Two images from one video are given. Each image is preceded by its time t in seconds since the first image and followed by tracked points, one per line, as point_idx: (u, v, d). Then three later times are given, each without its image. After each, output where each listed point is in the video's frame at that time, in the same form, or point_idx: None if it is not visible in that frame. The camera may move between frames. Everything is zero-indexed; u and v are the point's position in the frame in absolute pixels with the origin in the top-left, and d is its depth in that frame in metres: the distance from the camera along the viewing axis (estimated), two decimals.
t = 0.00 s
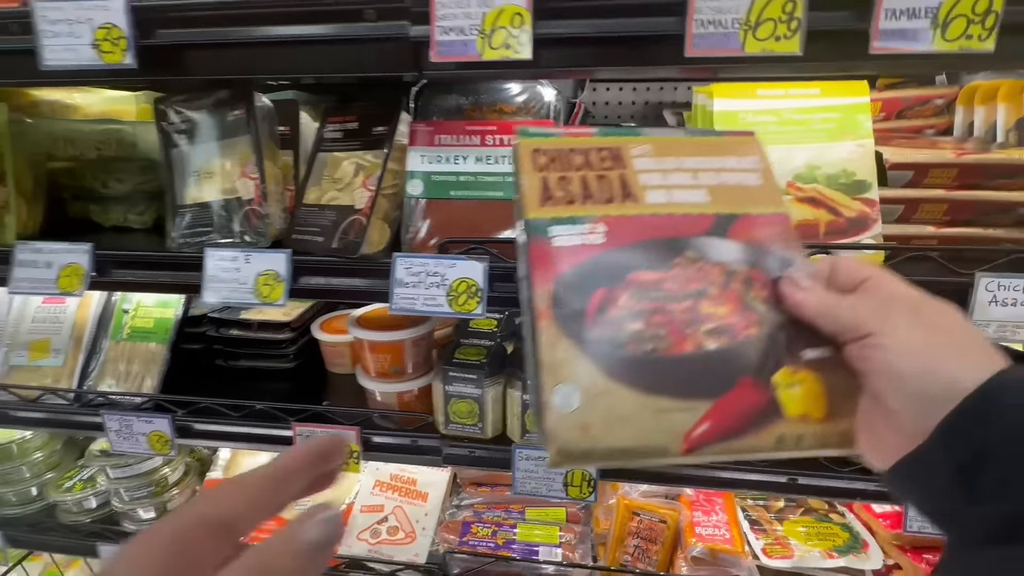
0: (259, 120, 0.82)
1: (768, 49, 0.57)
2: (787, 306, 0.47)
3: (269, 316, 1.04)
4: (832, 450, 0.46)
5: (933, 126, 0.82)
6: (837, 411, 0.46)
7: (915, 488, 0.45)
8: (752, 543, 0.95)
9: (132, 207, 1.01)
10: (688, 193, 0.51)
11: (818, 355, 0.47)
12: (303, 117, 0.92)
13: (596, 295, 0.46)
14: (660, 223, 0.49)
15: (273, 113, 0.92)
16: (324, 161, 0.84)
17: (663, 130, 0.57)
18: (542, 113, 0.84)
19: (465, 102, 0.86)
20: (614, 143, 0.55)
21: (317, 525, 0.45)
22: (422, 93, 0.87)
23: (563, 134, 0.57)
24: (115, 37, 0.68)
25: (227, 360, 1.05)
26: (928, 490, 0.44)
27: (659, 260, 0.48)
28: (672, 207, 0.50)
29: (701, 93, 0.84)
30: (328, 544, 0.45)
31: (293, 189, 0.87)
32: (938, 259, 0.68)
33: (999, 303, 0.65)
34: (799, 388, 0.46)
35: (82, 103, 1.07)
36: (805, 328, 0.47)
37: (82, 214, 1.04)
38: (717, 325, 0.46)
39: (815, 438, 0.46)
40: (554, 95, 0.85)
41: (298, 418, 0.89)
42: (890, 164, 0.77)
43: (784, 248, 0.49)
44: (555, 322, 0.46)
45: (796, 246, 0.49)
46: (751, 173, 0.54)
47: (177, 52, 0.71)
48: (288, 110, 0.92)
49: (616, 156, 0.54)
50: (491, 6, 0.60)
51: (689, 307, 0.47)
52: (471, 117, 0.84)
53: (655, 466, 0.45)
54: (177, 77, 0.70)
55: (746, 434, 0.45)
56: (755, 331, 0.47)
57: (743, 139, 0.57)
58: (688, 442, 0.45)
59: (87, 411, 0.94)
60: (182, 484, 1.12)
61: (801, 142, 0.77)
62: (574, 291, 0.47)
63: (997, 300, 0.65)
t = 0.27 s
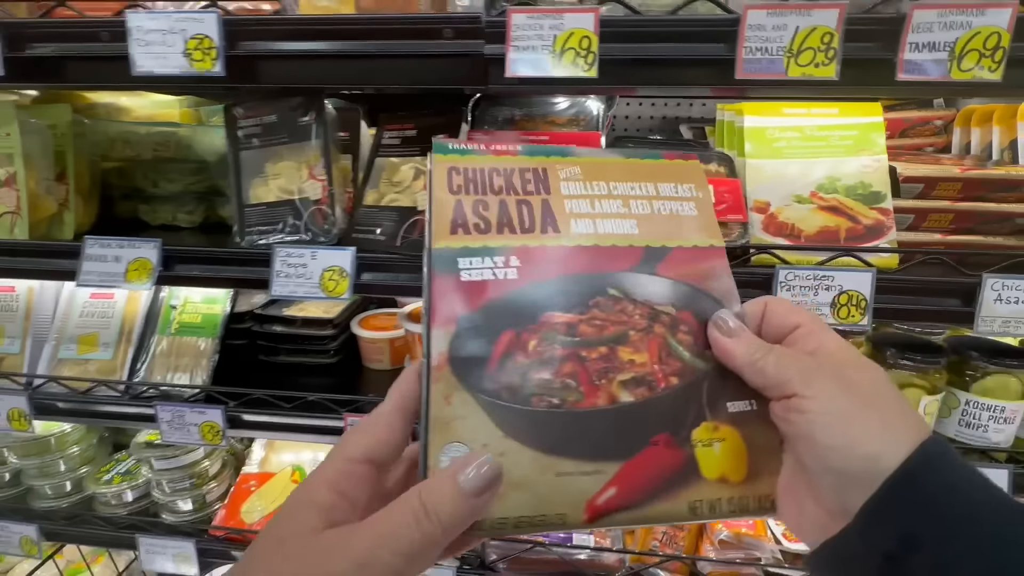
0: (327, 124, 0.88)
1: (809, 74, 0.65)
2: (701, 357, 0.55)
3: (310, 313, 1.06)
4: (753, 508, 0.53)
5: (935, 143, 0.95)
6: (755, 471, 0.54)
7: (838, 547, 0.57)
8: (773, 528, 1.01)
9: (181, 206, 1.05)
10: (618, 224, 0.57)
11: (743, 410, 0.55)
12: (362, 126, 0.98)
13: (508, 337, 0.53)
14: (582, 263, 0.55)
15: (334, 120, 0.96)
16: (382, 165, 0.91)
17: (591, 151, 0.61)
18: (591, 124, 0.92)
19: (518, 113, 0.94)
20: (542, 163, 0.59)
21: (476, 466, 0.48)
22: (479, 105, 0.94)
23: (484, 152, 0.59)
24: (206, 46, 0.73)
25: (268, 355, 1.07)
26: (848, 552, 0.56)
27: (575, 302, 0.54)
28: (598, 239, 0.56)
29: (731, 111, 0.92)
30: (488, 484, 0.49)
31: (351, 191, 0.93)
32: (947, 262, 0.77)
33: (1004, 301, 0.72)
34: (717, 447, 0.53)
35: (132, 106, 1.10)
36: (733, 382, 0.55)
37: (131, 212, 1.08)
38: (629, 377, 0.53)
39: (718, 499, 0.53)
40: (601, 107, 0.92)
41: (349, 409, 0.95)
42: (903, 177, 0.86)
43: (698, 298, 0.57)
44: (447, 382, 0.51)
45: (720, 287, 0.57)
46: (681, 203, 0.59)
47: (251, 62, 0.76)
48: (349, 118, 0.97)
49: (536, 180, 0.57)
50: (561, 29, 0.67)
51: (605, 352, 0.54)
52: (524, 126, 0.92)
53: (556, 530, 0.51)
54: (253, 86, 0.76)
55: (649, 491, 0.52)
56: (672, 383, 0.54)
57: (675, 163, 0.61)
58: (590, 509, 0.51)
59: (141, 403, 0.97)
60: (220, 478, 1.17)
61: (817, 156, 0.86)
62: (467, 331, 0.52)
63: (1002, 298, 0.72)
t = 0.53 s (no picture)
0: (356, 136, 0.92)
1: (810, 103, 0.71)
2: (671, 372, 0.54)
3: (325, 317, 1.08)
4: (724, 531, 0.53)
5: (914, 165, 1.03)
6: (727, 494, 0.54)
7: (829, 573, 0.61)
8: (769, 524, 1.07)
9: (199, 212, 1.07)
10: (583, 233, 0.54)
11: (715, 428, 0.54)
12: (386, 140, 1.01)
13: (456, 368, 0.52)
14: (537, 283, 0.53)
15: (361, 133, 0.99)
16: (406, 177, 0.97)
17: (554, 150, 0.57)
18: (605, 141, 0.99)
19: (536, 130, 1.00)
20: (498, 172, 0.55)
21: (440, 485, 0.50)
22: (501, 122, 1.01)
23: (435, 165, 0.55)
24: (249, 62, 0.78)
25: (283, 360, 1.08)
26: None
27: (531, 327, 0.53)
28: (559, 252, 0.54)
29: (731, 132, 0.99)
30: (453, 501, 0.50)
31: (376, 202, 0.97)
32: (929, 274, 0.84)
33: (980, 309, 0.79)
34: (685, 471, 0.53)
35: (152, 114, 1.13)
36: (703, 401, 0.55)
37: (150, 216, 1.09)
38: (589, 402, 0.53)
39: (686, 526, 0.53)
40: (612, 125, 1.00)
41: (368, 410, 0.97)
42: (888, 198, 0.94)
43: (665, 307, 0.55)
44: (396, 425, 0.51)
45: (690, 295, 0.55)
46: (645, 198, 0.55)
47: (286, 75, 0.79)
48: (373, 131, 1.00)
49: (493, 191, 0.55)
50: (585, 55, 0.72)
51: (564, 378, 0.53)
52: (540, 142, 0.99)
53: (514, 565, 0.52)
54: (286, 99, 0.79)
55: (614, 519, 0.52)
56: (636, 404, 0.53)
57: (648, 153, 0.57)
58: (550, 541, 0.51)
59: (159, 405, 0.99)
60: (230, 481, 1.18)
61: (810, 176, 0.94)
62: (419, 364, 0.52)
63: (979, 306, 0.80)
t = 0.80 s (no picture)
0: (367, 147, 0.97)
1: (794, 123, 0.77)
2: (698, 468, 0.52)
3: (329, 321, 1.12)
4: None
5: (889, 181, 1.11)
6: None
7: None
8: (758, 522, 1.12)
9: (207, 217, 1.09)
10: (623, 301, 0.55)
11: (737, 533, 0.51)
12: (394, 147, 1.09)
13: (482, 428, 0.52)
14: (567, 353, 0.53)
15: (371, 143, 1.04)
16: (412, 186, 1.02)
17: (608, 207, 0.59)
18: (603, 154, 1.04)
19: (538, 143, 1.06)
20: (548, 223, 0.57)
21: (445, 547, 0.48)
22: (505, 134, 1.06)
23: (484, 209, 0.58)
24: (267, 74, 0.81)
25: (286, 361, 1.11)
26: None
27: (561, 400, 0.53)
28: (598, 318, 0.55)
29: (720, 147, 1.05)
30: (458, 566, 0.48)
31: (382, 208, 1.02)
32: (904, 283, 0.90)
33: (951, 315, 0.86)
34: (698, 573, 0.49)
35: (161, 122, 1.15)
36: (727, 502, 0.52)
37: (156, 220, 1.11)
38: (609, 486, 0.51)
39: None
40: (608, 139, 1.05)
41: (373, 411, 1.00)
42: (865, 211, 1.00)
43: (702, 395, 0.54)
44: (414, 481, 0.50)
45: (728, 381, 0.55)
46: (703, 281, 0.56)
47: (301, 88, 0.82)
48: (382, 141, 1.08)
49: (540, 246, 0.56)
50: (588, 75, 0.77)
51: (586, 458, 0.52)
52: (542, 154, 1.04)
53: None
54: (302, 112, 0.82)
55: None
56: (659, 495, 0.51)
57: (710, 224, 0.58)
58: None
59: (166, 405, 1.01)
60: (231, 483, 1.20)
61: (794, 189, 1.00)
62: (445, 422, 0.51)
63: (949, 312, 0.86)
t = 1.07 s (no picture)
0: (357, 154, 1.01)
1: (764, 137, 0.82)
2: (700, 461, 0.55)
3: (318, 324, 1.14)
4: None
5: (858, 194, 1.16)
6: None
7: None
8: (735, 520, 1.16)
9: (196, 221, 1.11)
10: (619, 292, 0.57)
11: (740, 525, 0.54)
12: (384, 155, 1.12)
13: (480, 425, 0.55)
14: (565, 349, 0.56)
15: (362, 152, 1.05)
16: (401, 193, 1.05)
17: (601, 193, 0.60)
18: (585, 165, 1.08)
19: (523, 153, 1.10)
20: (541, 213, 0.59)
21: (443, 549, 0.51)
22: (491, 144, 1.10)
23: (472, 200, 0.58)
24: (261, 83, 0.83)
25: (274, 364, 1.13)
26: None
27: (556, 397, 0.56)
28: (596, 310, 0.57)
29: (697, 159, 1.10)
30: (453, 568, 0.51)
31: (371, 213, 1.06)
32: (868, 289, 0.96)
33: (912, 319, 0.91)
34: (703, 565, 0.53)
35: (153, 127, 1.18)
36: (734, 498, 0.55)
37: (147, 223, 1.12)
38: (609, 484, 0.54)
39: None
40: (590, 150, 1.10)
41: (360, 413, 1.02)
42: (833, 221, 1.05)
43: (702, 387, 0.57)
44: (410, 485, 0.53)
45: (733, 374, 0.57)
46: (699, 267, 0.58)
47: (294, 97, 0.85)
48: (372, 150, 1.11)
49: (532, 238, 0.58)
50: (569, 89, 0.81)
51: (586, 456, 0.55)
52: (526, 163, 1.08)
53: None
54: (295, 120, 0.85)
55: None
56: (660, 489, 0.54)
57: (703, 207, 0.59)
58: None
59: (153, 406, 1.01)
60: (217, 485, 1.22)
61: (767, 200, 1.05)
62: (439, 423, 0.54)
63: (910, 317, 0.91)
